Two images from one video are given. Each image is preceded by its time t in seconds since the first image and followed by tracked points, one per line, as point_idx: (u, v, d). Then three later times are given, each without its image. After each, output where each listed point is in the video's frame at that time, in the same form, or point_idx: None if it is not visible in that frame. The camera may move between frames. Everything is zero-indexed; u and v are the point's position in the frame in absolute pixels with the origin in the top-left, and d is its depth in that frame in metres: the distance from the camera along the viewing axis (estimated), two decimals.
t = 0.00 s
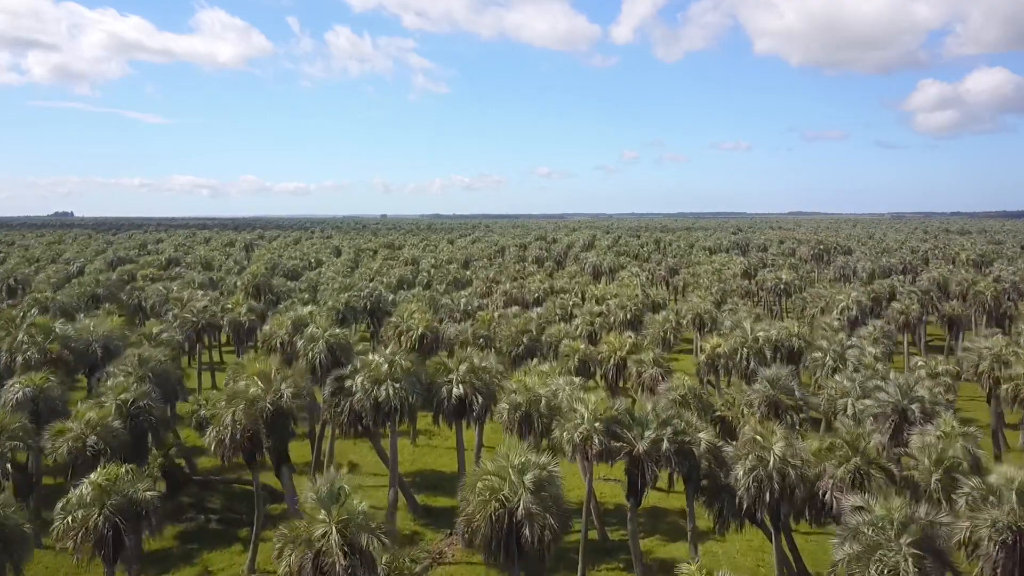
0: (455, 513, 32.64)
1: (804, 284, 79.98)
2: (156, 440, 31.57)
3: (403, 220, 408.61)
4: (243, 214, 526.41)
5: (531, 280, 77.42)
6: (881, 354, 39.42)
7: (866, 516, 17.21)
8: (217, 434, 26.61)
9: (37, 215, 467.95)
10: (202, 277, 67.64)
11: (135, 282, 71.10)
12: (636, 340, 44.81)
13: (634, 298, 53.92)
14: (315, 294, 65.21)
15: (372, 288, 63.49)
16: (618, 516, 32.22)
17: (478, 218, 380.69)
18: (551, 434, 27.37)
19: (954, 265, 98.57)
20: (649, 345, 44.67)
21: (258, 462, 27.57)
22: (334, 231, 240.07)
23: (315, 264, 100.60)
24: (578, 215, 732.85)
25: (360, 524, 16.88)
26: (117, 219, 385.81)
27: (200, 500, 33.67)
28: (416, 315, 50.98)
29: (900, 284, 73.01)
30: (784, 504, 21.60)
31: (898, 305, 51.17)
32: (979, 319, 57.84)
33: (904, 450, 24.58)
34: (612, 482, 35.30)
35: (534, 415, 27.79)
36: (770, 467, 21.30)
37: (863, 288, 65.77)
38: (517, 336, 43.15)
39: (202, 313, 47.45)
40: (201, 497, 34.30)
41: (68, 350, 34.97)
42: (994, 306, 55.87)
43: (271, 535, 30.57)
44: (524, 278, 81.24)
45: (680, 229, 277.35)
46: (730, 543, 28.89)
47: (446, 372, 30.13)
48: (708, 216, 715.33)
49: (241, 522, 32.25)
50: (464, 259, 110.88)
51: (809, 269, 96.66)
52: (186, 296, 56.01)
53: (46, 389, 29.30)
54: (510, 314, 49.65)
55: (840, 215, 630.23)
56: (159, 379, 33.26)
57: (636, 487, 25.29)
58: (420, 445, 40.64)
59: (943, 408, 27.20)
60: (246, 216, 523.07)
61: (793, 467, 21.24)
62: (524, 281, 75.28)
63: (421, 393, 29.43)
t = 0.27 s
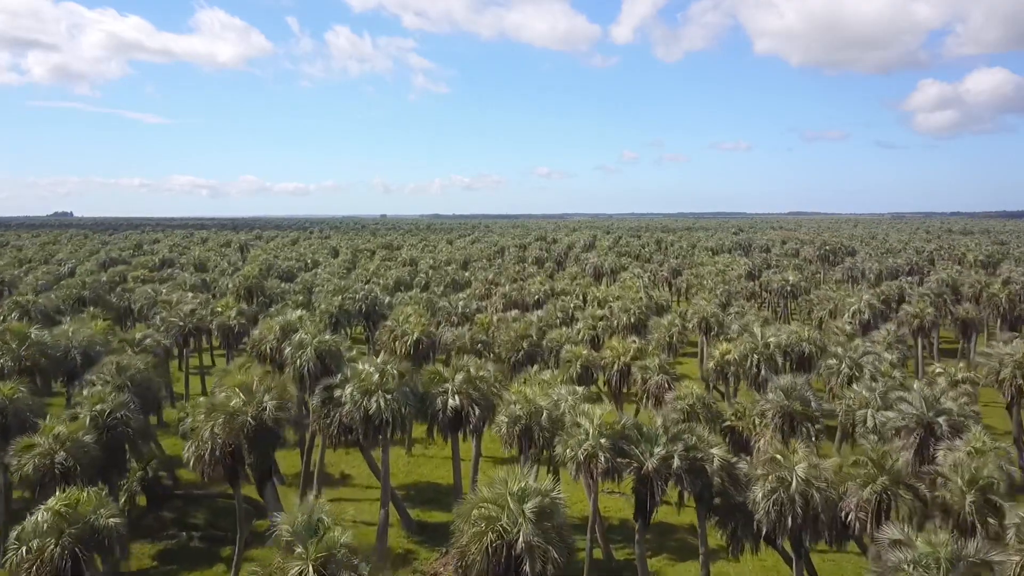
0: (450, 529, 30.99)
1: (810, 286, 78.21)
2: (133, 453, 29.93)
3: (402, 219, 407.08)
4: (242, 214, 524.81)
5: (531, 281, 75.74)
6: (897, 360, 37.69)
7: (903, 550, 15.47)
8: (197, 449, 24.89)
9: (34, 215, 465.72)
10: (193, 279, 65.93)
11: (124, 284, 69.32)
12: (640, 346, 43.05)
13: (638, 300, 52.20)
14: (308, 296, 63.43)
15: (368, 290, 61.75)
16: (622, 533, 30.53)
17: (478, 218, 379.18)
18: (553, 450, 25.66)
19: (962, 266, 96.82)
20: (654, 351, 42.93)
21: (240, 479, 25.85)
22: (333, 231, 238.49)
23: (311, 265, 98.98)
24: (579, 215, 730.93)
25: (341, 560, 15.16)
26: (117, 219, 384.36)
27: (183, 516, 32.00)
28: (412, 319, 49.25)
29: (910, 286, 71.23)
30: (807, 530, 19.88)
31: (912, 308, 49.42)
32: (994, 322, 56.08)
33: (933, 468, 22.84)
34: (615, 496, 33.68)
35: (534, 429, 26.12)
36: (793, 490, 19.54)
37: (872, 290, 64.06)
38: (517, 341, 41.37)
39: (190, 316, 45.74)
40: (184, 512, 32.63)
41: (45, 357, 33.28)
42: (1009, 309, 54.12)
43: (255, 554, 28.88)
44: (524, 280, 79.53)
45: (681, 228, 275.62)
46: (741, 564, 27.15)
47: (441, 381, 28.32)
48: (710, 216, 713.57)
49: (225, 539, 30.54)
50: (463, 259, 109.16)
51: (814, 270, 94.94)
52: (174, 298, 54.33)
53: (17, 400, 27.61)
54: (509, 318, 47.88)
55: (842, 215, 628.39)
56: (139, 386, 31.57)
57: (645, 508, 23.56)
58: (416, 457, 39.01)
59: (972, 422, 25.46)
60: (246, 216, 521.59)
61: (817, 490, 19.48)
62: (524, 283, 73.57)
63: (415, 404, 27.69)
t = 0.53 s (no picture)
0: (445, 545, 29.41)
1: (817, 288, 76.48)
2: (109, 467, 28.25)
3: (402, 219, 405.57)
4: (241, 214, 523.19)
5: (531, 283, 74.04)
6: (915, 367, 35.95)
7: None
8: (173, 467, 23.20)
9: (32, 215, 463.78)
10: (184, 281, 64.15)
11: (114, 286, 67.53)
12: (646, 352, 41.31)
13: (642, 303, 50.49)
14: (302, 298, 61.65)
15: (363, 292, 59.96)
16: (629, 552, 28.84)
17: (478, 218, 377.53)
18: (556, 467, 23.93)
19: (970, 266, 95.07)
20: (660, 357, 41.18)
21: (220, 498, 24.16)
22: (331, 232, 236.96)
23: (308, 266, 97.33)
24: (579, 215, 729.29)
25: None
26: (115, 219, 382.08)
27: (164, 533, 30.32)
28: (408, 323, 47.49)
29: (920, 288, 69.52)
30: (834, 559, 18.14)
31: (926, 312, 47.65)
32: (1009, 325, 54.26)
33: (966, 488, 21.10)
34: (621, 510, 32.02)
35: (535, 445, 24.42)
36: (819, 517, 17.81)
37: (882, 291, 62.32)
38: (517, 346, 39.63)
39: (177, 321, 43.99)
40: (165, 528, 30.95)
41: (19, 366, 31.60)
42: None
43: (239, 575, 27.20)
44: (524, 282, 77.84)
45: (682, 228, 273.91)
46: None
47: (435, 392, 26.54)
48: (710, 216, 711.93)
49: (208, 559, 28.83)
50: (462, 260, 107.51)
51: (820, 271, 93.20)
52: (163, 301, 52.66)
53: None
54: (509, 322, 46.12)
55: (843, 215, 626.80)
56: (117, 397, 29.91)
57: (655, 531, 21.85)
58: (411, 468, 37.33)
59: (1005, 436, 23.70)
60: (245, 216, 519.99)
61: (846, 516, 17.75)
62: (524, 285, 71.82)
63: (407, 417, 25.93)
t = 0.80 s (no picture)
0: (440, 566, 27.78)
1: (823, 289, 74.75)
2: (84, 483, 26.46)
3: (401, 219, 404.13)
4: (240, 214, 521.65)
5: (530, 285, 72.31)
6: (935, 375, 34.19)
7: None
8: (145, 487, 21.44)
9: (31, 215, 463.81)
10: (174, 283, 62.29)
11: (102, 289, 65.65)
12: (650, 359, 39.60)
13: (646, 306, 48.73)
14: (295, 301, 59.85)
15: (358, 295, 58.14)
16: (635, 572, 27.14)
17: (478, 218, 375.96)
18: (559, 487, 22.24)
19: (977, 268, 93.38)
20: (666, 364, 39.46)
21: (197, 520, 22.41)
22: (329, 232, 235.17)
23: (303, 267, 95.60)
24: (579, 215, 727.49)
25: None
26: (112, 220, 380.04)
27: (142, 551, 28.59)
28: (404, 327, 45.75)
29: (930, 290, 67.78)
30: None
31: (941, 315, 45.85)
32: None
33: (1007, 513, 19.32)
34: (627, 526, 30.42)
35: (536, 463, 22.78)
36: (852, 552, 16.11)
37: (892, 294, 60.58)
38: (516, 352, 37.91)
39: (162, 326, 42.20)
40: (145, 546, 29.18)
41: None
42: None
43: None
44: (523, 284, 76.14)
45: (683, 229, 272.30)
46: None
47: (429, 405, 24.79)
48: (710, 216, 710.34)
49: None
50: (461, 262, 105.81)
51: (825, 272, 91.48)
52: (150, 304, 50.88)
53: None
54: (509, 326, 44.37)
55: (843, 215, 625.12)
56: (93, 409, 28.09)
57: (667, 559, 20.12)
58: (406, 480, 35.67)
59: None
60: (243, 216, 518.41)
61: (882, 549, 15.99)
62: (524, 287, 70.02)
63: (399, 432, 24.18)
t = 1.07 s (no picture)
0: None
1: (830, 291, 73.06)
2: (53, 502, 24.70)
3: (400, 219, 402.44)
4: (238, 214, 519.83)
5: (531, 287, 70.58)
6: (958, 384, 32.43)
7: None
8: (112, 511, 19.67)
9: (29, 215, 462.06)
10: (163, 285, 60.53)
11: (90, 291, 63.87)
12: (656, 366, 37.89)
13: (650, 309, 46.99)
14: (289, 304, 58.10)
15: (353, 297, 56.37)
16: None
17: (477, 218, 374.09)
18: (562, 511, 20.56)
19: (986, 269, 91.64)
20: (673, 371, 37.74)
21: (169, 546, 20.67)
22: (327, 233, 233.41)
23: (299, 268, 93.88)
24: (579, 215, 725.86)
25: None
26: (111, 221, 378.60)
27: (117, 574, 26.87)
28: (399, 331, 44.04)
29: (941, 292, 66.00)
30: None
31: (959, 319, 44.05)
32: None
33: None
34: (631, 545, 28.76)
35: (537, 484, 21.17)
36: None
37: (903, 296, 58.83)
38: (516, 359, 36.18)
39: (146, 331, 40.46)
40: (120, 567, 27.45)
41: None
42: None
43: None
44: (523, 286, 74.46)
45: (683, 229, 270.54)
46: None
47: (421, 420, 23.11)
48: (710, 216, 708.78)
49: None
50: (460, 262, 104.13)
51: (831, 273, 89.80)
52: (137, 307, 49.13)
53: None
54: (509, 330, 42.65)
55: (844, 215, 623.61)
56: (65, 422, 26.31)
57: None
58: (400, 494, 34.02)
59: None
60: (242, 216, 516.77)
61: None
62: (524, 289, 68.29)
63: (389, 449, 22.51)
